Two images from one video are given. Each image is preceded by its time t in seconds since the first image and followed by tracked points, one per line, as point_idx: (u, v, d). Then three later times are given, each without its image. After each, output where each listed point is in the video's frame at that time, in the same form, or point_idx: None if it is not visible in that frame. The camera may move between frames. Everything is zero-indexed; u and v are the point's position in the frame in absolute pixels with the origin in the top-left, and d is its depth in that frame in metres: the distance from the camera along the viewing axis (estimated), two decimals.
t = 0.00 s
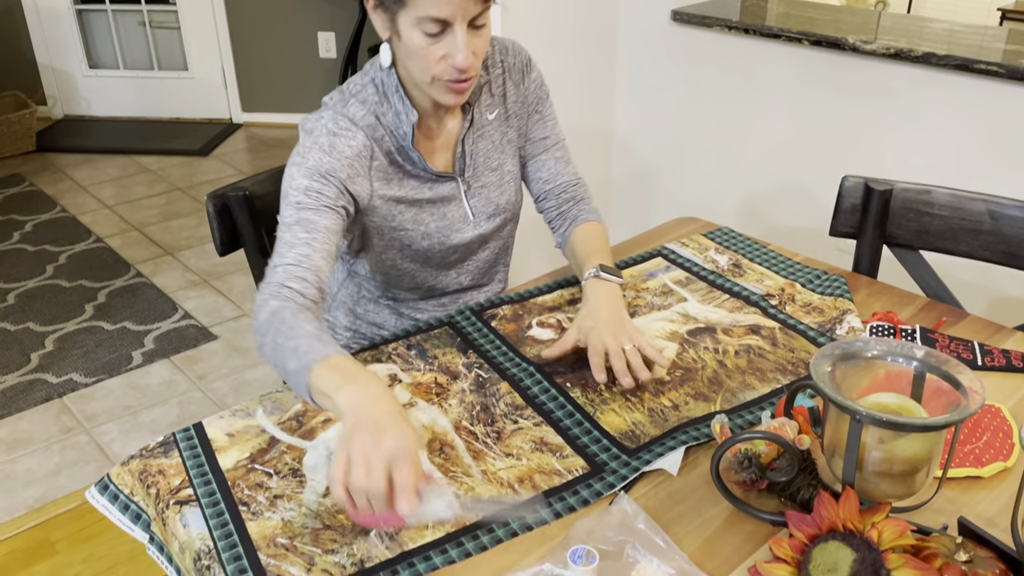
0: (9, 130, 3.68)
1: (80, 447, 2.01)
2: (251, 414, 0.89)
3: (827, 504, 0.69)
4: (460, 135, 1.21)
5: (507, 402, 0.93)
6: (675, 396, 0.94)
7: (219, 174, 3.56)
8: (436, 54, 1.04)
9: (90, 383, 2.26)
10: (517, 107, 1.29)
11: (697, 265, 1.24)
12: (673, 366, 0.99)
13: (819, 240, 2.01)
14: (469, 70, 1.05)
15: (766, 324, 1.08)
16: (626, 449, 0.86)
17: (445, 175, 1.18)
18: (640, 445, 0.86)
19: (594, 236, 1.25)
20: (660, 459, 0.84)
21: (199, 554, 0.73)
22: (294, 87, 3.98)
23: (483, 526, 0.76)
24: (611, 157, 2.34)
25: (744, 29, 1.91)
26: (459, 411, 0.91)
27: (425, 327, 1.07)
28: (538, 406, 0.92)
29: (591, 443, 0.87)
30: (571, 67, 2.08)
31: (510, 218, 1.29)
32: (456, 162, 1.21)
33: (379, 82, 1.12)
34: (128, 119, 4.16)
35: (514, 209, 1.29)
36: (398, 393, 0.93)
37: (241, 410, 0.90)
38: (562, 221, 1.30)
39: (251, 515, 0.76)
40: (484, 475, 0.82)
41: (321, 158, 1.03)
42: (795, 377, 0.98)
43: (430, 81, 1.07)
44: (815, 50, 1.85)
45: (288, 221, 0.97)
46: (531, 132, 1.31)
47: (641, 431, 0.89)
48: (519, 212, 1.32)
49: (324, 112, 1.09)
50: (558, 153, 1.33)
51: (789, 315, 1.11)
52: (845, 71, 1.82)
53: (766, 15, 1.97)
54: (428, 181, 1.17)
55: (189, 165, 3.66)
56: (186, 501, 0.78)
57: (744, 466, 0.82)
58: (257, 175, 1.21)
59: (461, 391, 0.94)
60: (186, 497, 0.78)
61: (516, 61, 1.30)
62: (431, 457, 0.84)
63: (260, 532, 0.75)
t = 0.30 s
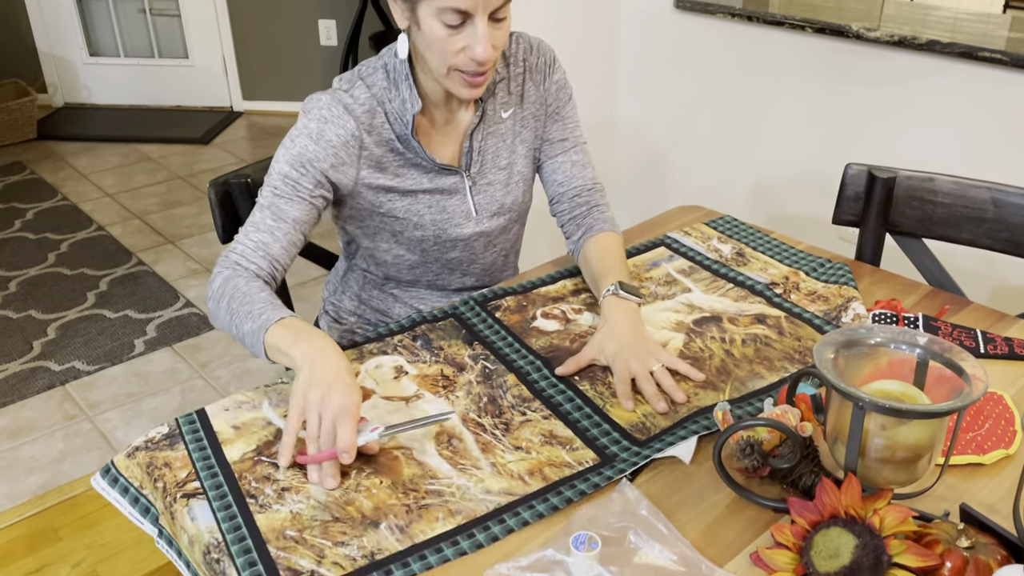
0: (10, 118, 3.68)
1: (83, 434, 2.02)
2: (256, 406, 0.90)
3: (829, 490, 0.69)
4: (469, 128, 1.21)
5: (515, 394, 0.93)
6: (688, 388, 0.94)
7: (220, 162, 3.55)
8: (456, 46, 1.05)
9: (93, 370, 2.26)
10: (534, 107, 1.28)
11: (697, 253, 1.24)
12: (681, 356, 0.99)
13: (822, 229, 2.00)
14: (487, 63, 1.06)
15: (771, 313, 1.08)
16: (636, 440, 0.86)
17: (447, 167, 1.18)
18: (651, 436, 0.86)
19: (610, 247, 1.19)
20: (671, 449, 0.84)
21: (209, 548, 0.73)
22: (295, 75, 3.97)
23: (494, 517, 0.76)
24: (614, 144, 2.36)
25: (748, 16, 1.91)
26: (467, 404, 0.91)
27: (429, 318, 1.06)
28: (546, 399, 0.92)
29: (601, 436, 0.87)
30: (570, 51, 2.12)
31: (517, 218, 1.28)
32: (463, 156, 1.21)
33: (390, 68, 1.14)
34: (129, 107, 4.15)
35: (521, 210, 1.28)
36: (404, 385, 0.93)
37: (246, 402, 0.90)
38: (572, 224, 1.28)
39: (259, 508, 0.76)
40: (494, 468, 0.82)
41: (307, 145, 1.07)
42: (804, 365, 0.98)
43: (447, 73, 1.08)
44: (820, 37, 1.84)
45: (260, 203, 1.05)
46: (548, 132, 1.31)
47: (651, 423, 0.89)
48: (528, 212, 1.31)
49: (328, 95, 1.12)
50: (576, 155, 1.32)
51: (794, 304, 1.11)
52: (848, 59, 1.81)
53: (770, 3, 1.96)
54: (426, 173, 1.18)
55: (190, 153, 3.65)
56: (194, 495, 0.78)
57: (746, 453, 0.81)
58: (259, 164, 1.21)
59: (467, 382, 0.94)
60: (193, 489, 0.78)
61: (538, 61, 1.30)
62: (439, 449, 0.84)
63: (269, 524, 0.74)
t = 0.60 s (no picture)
0: (11, 108, 3.68)
1: (86, 424, 2.03)
2: (261, 437, 0.84)
3: (829, 481, 0.70)
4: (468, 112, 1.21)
5: (530, 405, 0.90)
6: (698, 385, 0.94)
7: (221, 153, 3.55)
8: (448, 38, 1.05)
9: (95, 361, 2.27)
10: (529, 87, 1.29)
11: (689, 248, 1.24)
12: (689, 356, 0.99)
13: (821, 220, 2.00)
14: (479, 56, 1.07)
15: (770, 308, 1.08)
16: (664, 442, 0.85)
17: (452, 150, 1.18)
18: (678, 437, 0.86)
19: (606, 215, 1.27)
20: (701, 456, 0.83)
21: None
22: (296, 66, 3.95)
23: (537, 538, 0.73)
24: (614, 132, 2.34)
25: (750, 7, 1.90)
26: (484, 418, 0.88)
27: (426, 330, 1.03)
28: (563, 407, 0.90)
29: (628, 441, 0.85)
30: (575, 43, 2.12)
31: (517, 199, 1.28)
32: (464, 139, 1.21)
33: (389, 51, 1.13)
34: (130, 97, 4.15)
35: (522, 190, 1.29)
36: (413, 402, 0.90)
37: (250, 434, 0.84)
38: (577, 198, 1.33)
39: (288, 548, 0.72)
40: (525, 485, 0.79)
41: (316, 127, 1.05)
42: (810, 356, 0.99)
43: (440, 62, 1.08)
44: (822, 29, 1.83)
45: (273, 187, 1.01)
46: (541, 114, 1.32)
47: (674, 421, 0.88)
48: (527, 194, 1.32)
49: (330, 77, 1.10)
50: (574, 133, 1.34)
51: (790, 297, 1.11)
52: (851, 50, 1.80)
53: None
54: (431, 156, 1.17)
55: (191, 144, 3.65)
56: (217, 544, 0.73)
57: (747, 445, 0.82)
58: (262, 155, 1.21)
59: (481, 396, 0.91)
60: (214, 537, 0.73)
61: (529, 42, 1.30)
62: (466, 469, 0.80)
63: (302, 564, 0.70)
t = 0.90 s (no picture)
0: (13, 100, 3.68)
1: (88, 416, 2.03)
2: (265, 428, 0.84)
3: (830, 473, 0.70)
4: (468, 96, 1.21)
5: (533, 397, 0.91)
6: (699, 377, 0.94)
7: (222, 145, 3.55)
8: (446, 33, 1.05)
9: (98, 352, 2.27)
10: (529, 82, 1.29)
11: (690, 241, 1.24)
12: (691, 349, 0.99)
13: (823, 212, 2.00)
14: (474, 54, 1.07)
15: (772, 301, 1.09)
16: (666, 434, 0.85)
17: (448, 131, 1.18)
18: (680, 430, 0.86)
19: (552, 208, 1.35)
20: (702, 448, 0.83)
21: None
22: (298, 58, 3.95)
23: (539, 530, 0.73)
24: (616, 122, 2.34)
25: None
26: (486, 410, 0.88)
27: (427, 322, 1.04)
28: (564, 399, 0.90)
29: (629, 432, 0.85)
30: (576, 23, 2.10)
31: (513, 188, 1.28)
32: (463, 124, 1.21)
33: (393, 31, 1.14)
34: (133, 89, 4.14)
35: (518, 180, 1.29)
36: (415, 394, 0.90)
37: (252, 425, 0.85)
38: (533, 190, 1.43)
39: (291, 539, 0.72)
40: (527, 476, 0.79)
41: (305, 88, 1.08)
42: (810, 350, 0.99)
43: (436, 54, 1.09)
44: (825, 21, 1.83)
45: (239, 124, 1.08)
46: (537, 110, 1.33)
47: (675, 413, 0.89)
48: (524, 185, 1.32)
49: (331, 46, 1.13)
50: (555, 138, 1.37)
51: (791, 289, 1.11)
52: (853, 43, 1.80)
53: None
54: (426, 135, 1.18)
55: (192, 136, 3.65)
56: (221, 534, 0.73)
57: (747, 437, 0.82)
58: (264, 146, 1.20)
59: (482, 388, 0.92)
60: (218, 528, 0.74)
61: (535, 39, 1.29)
62: (468, 460, 0.81)
63: (305, 555, 0.70)
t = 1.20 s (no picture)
0: (14, 94, 3.68)
1: (90, 410, 2.04)
2: (267, 422, 0.85)
3: (830, 468, 0.70)
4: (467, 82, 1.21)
5: (534, 391, 0.91)
6: (700, 372, 0.95)
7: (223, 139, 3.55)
8: (446, 18, 1.07)
9: (100, 346, 2.28)
10: (529, 77, 1.29)
11: (691, 236, 1.25)
12: (692, 343, 0.99)
13: (824, 208, 2.00)
14: (474, 40, 1.08)
15: (772, 296, 1.09)
16: (666, 428, 0.85)
17: (444, 115, 1.19)
18: (680, 424, 0.86)
19: (550, 205, 1.34)
20: (702, 442, 0.83)
21: None
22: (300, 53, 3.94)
23: (539, 523, 0.73)
24: (617, 114, 2.34)
25: None
26: (487, 404, 0.88)
27: (428, 316, 1.04)
28: (565, 393, 0.91)
29: (630, 426, 0.86)
30: (578, 21, 2.09)
31: (507, 179, 1.28)
32: (459, 109, 1.21)
33: (395, 13, 1.16)
34: (134, 83, 4.14)
35: (513, 172, 1.28)
36: (417, 388, 0.90)
37: (254, 419, 0.85)
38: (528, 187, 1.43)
39: (292, 532, 0.72)
40: (528, 470, 0.80)
41: (301, 56, 1.12)
42: (811, 345, 0.99)
43: (435, 40, 1.10)
44: (827, 17, 1.83)
45: (234, 78, 1.13)
46: (536, 106, 1.32)
47: (676, 407, 0.89)
48: (519, 180, 1.31)
49: (335, 20, 1.16)
50: (553, 136, 1.37)
51: (792, 284, 1.11)
52: (853, 37, 1.80)
53: None
54: (420, 116, 1.19)
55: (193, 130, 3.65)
56: (223, 527, 0.73)
57: (747, 431, 0.82)
58: (265, 140, 1.20)
59: (483, 382, 0.92)
60: (220, 521, 0.74)
61: (536, 36, 1.30)
62: (469, 454, 0.81)
63: (307, 548, 0.71)
